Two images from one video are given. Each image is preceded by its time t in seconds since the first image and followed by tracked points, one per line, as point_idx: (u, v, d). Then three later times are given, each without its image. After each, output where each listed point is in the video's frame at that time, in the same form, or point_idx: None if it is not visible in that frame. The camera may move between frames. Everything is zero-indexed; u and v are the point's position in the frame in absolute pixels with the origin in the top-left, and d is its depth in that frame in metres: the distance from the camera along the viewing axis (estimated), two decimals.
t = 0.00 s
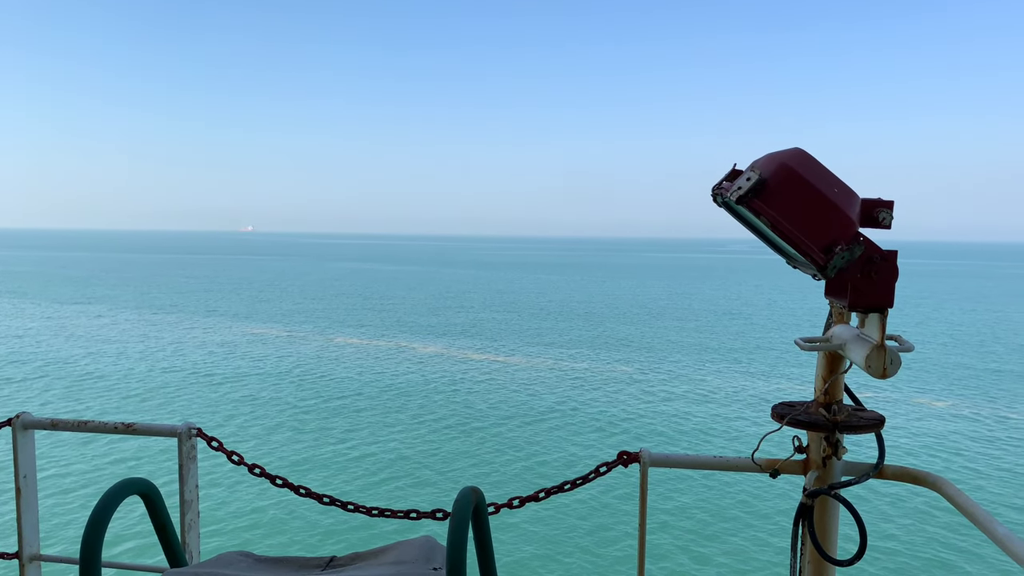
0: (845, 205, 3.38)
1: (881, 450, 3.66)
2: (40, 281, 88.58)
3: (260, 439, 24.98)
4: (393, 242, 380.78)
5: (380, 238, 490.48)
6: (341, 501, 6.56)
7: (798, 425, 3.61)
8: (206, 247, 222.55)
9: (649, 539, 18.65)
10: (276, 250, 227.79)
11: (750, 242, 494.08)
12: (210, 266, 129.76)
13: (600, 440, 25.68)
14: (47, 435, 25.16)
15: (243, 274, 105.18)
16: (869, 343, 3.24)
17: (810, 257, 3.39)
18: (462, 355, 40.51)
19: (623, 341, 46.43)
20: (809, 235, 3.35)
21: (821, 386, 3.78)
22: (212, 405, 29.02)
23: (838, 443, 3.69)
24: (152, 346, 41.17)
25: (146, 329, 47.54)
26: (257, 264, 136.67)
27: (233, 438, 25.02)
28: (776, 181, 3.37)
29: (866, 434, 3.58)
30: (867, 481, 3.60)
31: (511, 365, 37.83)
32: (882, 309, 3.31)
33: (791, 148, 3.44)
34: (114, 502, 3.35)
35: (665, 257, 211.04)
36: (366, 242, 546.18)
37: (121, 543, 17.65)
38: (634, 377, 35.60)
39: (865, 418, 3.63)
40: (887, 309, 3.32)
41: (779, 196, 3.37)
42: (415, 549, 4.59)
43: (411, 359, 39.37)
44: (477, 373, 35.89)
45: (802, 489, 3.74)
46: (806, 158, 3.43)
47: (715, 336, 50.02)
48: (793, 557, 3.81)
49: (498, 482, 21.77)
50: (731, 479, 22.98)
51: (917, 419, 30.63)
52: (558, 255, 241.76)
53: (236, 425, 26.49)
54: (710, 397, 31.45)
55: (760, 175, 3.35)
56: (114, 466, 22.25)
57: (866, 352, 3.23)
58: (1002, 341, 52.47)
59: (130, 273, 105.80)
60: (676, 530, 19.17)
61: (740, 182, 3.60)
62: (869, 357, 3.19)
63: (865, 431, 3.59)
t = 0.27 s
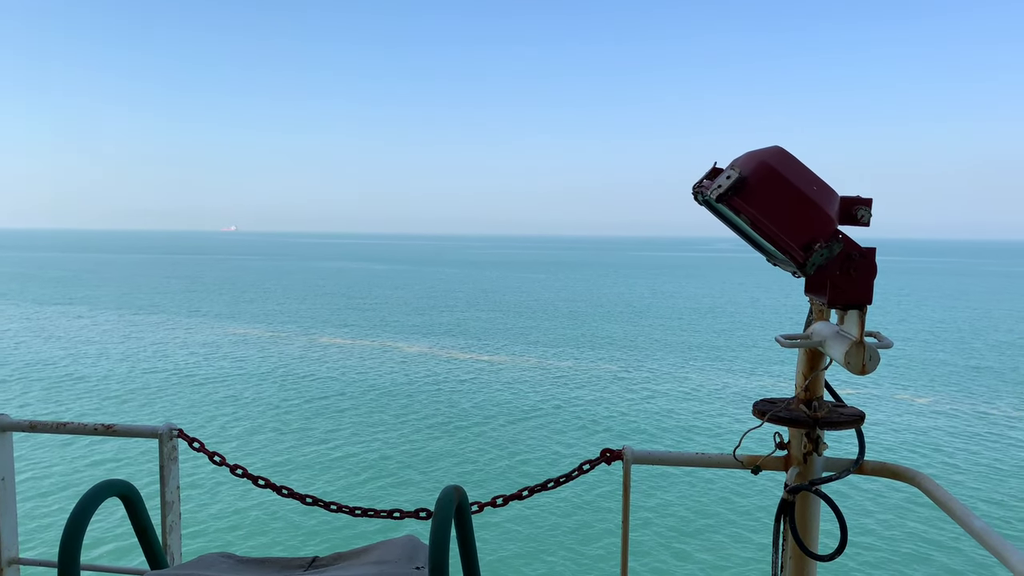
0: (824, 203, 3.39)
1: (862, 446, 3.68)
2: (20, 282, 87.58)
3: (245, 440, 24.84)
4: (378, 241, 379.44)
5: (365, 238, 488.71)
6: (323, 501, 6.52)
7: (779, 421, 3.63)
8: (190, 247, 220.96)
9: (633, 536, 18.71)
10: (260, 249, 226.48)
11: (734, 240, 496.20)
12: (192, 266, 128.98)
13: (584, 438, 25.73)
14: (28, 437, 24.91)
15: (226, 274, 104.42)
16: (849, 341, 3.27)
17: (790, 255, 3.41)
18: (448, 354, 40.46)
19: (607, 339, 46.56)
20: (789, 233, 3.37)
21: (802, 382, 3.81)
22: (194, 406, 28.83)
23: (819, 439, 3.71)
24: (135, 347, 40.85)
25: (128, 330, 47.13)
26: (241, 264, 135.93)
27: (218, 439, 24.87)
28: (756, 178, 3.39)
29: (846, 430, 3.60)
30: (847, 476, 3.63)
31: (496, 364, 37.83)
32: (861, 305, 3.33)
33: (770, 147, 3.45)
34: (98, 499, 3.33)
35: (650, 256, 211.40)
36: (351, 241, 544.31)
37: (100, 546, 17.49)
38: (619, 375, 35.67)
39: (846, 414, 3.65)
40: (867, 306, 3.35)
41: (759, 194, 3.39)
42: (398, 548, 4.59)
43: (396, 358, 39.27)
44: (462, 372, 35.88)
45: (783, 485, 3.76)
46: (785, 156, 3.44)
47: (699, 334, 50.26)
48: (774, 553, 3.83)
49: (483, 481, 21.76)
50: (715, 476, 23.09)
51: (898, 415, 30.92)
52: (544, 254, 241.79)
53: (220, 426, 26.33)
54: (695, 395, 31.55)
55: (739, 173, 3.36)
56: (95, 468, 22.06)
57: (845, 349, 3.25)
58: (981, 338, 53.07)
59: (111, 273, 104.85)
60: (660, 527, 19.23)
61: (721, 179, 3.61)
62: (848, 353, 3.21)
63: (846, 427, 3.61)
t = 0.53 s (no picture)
0: (802, 201, 3.42)
1: (841, 443, 3.71)
2: None
3: (227, 441, 24.68)
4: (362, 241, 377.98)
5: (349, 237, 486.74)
6: (304, 501, 6.48)
7: (759, 419, 3.65)
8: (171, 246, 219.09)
9: (615, 534, 18.80)
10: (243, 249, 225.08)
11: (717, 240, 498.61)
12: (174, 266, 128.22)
13: (568, 437, 25.80)
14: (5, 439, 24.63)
15: (208, 274, 103.64)
16: (826, 338, 3.29)
17: (768, 253, 3.44)
18: (432, 354, 40.39)
19: (591, 339, 46.71)
20: (768, 231, 3.40)
21: (781, 380, 3.83)
22: (176, 407, 28.61)
23: (798, 437, 3.73)
24: (115, 348, 40.47)
25: (107, 331, 46.66)
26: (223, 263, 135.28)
27: (199, 440, 24.70)
28: (734, 178, 3.41)
29: (825, 427, 3.63)
30: (827, 473, 3.65)
31: (480, 364, 37.86)
32: (838, 302, 3.37)
33: (749, 146, 3.47)
34: (78, 498, 3.34)
35: (634, 255, 211.93)
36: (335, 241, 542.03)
37: (77, 548, 17.35)
38: (603, 374, 35.74)
39: (824, 411, 3.68)
40: (844, 303, 3.38)
41: (738, 193, 3.41)
42: (379, 548, 4.60)
43: (380, 358, 39.15)
44: (446, 372, 35.86)
45: (763, 483, 3.79)
46: (763, 155, 3.47)
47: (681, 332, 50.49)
48: (754, 549, 3.85)
49: (467, 481, 21.78)
50: (697, 474, 23.23)
51: (878, 413, 31.22)
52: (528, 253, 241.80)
53: (202, 427, 26.14)
54: (678, 393, 31.67)
55: (717, 173, 3.39)
56: (74, 470, 21.84)
57: (824, 346, 3.28)
58: (959, 336, 53.72)
59: (90, 273, 103.80)
60: (643, 525, 19.30)
61: (700, 178, 3.63)
62: (826, 351, 3.24)
63: (824, 424, 3.63)
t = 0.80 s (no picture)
0: (780, 201, 3.44)
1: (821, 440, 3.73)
2: None
3: (208, 443, 24.48)
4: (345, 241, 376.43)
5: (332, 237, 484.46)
6: (285, 503, 6.42)
7: (739, 417, 3.67)
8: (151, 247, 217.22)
9: (598, 532, 18.85)
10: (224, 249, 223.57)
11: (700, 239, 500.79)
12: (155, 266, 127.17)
13: (552, 436, 25.83)
14: None
15: (188, 275, 102.70)
16: (805, 336, 3.31)
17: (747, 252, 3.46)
18: (415, 354, 40.27)
19: (574, 338, 46.83)
20: (747, 230, 3.42)
21: (762, 378, 3.85)
22: (156, 409, 28.33)
23: (777, 434, 3.75)
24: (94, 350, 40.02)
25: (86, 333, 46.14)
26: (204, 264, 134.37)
27: (181, 442, 24.49)
28: (713, 176, 3.42)
29: (805, 424, 3.65)
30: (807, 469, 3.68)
31: (464, 364, 37.82)
32: (817, 301, 3.39)
33: (728, 145, 3.49)
34: (54, 501, 3.29)
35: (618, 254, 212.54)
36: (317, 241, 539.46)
37: (54, 551, 17.16)
38: (586, 374, 35.80)
39: (804, 408, 3.71)
40: (822, 302, 3.41)
41: (717, 192, 3.42)
42: (361, 549, 4.59)
43: (363, 359, 38.98)
44: (429, 372, 35.80)
45: (744, 481, 3.81)
46: (742, 154, 3.49)
47: (664, 332, 50.63)
48: (736, 547, 3.86)
49: (450, 481, 21.76)
50: (680, 472, 23.33)
51: (858, 410, 31.51)
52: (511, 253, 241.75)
53: (182, 429, 25.92)
54: (661, 392, 31.76)
55: (697, 171, 3.40)
56: (52, 473, 21.58)
57: (803, 344, 3.30)
58: (938, 334, 54.33)
59: (69, 275, 102.62)
60: (625, 524, 19.34)
61: (679, 177, 3.64)
62: (805, 349, 3.26)
63: (804, 422, 3.66)
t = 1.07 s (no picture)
0: (761, 200, 3.48)
1: (802, 438, 3.76)
2: None
3: (193, 445, 24.32)
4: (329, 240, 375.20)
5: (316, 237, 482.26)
6: (267, 504, 6.39)
7: (722, 414, 3.69)
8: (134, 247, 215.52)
9: (583, 531, 18.89)
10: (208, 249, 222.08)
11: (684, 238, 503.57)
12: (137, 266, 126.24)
13: (537, 436, 25.86)
14: None
15: (172, 275, 101.81)
16: (787, 334, 3.33)
17: (729, 251, 3.50)
18: (401, 354, 40.19)
19: (559, 337, 46.92)
20: (729, 229, 3.45)
21: (744, 376, 3.88)
22: (140, 411, 28.11)
23: (760, 432, 3.77)
24: (76, 351, 39.65)
25: (67, 335, 45.65)
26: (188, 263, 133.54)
27: (165, 444, 24.32)
28: (695, 176, 3.46)
29: (787, 422, 3.67)
30: (789, 467, 3.70)
31: (449, 363, 37.81)
32: (798, 299, 3.43)
33: (710, 145, 3.53)
34: (34, 503, 3.26)
35: (602, 253, 213.07)
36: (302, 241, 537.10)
37: (32, 554, 17.02)
38: (572, 373, 35.84)
39: (787, 406, 3.73)
40: (803, 300, 3.45)
41: (699, 191, 3.45)
42: (344, 550, 4.59)
43: (349, 359, 38.82)
44: (414, 371, 35.75)
45: (727, 479, 3.82)
46: (723, 153, 3.53)
47: (650, 330, 50.79)
48: (719, 545, 3.89)
49: (435, 481, 21.74)
50: (665, 470, 23.42)
51: (841, 408, 31.74)
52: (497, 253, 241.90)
53: (166, 431, 25.73)
54: (647, 391, 31.84)
55: (679, 171, 3.43)
56: (33, 476, 21.36)
57: (784, 342, 3.32)
58: (920, 331, 54.81)
59: (49, 275, 101.47)
60: (612, 522, 19.38)
61: (662, 177, 3.66)
62: (787, 346, 3.28)
63: (787, 420, 3.68)
